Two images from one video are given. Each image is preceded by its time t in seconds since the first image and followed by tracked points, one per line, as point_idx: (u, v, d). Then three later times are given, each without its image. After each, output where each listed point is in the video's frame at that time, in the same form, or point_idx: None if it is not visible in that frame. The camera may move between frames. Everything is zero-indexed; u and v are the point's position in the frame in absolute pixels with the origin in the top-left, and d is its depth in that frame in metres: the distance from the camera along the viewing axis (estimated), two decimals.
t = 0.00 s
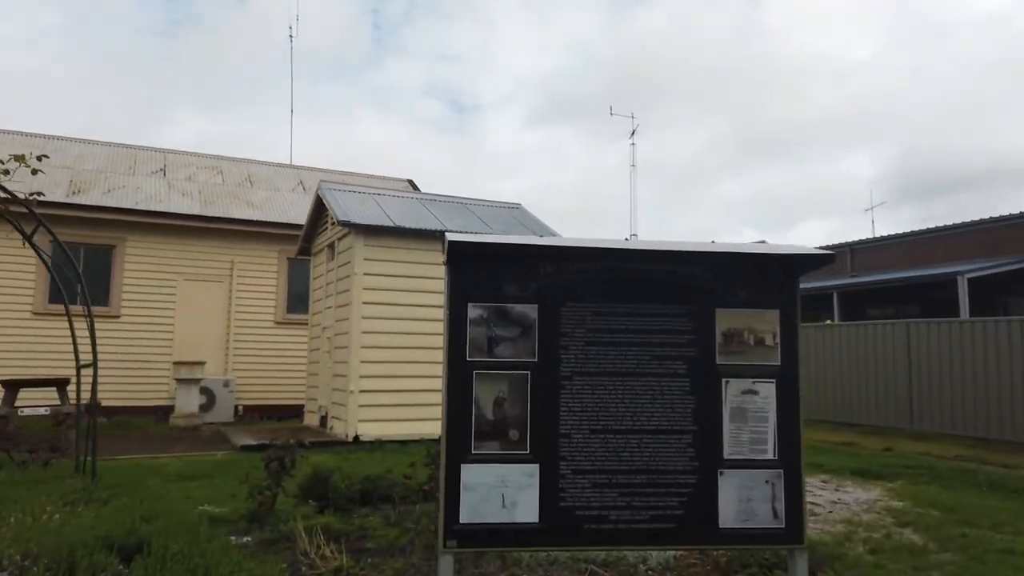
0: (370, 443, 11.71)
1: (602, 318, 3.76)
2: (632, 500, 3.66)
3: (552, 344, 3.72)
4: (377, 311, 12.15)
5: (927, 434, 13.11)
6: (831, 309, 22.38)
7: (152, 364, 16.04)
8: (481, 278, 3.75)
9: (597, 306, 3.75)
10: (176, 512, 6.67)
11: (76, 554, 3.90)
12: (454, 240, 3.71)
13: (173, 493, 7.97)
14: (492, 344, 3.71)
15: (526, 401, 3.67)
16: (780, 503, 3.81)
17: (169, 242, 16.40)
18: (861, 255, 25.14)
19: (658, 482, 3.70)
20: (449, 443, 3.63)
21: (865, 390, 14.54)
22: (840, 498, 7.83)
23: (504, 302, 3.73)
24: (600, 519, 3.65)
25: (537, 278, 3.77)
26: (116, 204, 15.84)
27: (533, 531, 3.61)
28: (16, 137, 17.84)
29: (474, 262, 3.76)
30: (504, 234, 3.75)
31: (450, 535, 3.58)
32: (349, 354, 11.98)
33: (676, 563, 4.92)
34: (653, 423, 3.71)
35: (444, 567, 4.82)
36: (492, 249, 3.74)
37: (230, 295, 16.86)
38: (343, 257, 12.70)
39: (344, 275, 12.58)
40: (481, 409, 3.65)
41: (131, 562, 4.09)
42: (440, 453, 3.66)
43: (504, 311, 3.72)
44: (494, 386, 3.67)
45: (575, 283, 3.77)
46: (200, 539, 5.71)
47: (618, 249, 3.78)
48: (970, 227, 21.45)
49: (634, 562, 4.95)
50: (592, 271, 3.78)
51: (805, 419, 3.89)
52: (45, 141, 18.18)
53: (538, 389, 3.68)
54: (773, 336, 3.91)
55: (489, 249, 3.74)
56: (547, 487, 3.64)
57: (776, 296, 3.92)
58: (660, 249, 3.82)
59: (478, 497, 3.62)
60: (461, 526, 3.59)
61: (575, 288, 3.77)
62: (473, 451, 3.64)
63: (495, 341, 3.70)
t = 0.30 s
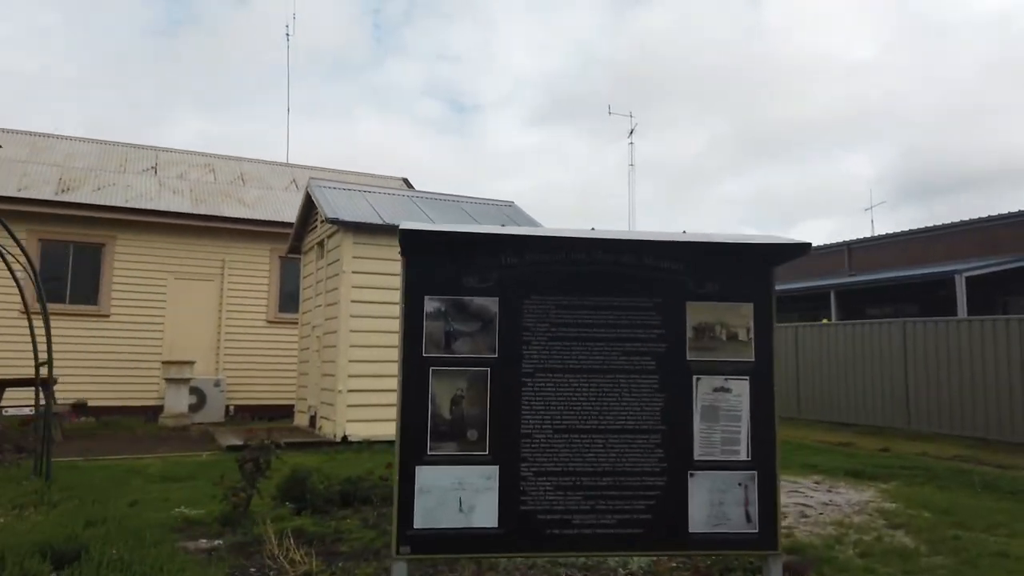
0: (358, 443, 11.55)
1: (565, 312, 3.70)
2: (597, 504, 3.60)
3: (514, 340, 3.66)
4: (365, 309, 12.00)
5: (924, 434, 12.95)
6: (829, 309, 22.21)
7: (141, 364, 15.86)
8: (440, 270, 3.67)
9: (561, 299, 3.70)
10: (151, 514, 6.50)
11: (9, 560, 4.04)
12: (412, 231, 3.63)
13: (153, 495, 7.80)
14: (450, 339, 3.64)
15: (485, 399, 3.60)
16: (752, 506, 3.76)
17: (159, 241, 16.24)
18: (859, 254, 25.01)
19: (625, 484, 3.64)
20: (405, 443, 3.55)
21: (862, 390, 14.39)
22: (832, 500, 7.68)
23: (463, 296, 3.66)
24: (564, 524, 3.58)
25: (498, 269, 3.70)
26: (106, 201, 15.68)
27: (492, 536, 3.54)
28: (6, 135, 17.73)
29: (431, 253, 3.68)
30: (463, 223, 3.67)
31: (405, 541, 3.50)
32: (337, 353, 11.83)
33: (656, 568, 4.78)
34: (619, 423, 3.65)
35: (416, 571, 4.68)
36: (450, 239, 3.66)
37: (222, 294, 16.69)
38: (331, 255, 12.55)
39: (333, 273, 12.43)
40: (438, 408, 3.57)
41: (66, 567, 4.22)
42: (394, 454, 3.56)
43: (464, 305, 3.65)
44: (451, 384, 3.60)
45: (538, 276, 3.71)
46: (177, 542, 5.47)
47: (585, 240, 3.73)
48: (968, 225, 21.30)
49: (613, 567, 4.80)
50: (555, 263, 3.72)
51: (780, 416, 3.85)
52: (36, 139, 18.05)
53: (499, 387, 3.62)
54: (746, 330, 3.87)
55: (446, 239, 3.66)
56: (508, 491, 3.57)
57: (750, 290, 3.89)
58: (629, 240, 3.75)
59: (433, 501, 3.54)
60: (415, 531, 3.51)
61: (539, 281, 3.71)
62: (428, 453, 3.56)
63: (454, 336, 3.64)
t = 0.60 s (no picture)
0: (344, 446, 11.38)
1: (517, 314, 3.65)
2: (551, 517, 3.57)
3: (464, 343, 3.61)
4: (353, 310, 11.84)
5: (920, 437, 12.79)
6: (826, 309, 22.03)
7: (128, 365, 15.69)
8: (386, 271, 3.62)
9: (513, 300, 3.65)
10: (120, 520, 6.32)
11: None
12: (357, 230, 3.57)
13: (129, 500, 7.61)
14: (395, 342, 3.59)
15: (432, 406, 3.56)
16: (716, 519, 3.75)
17: (148, 241, 16.05)
18: (856, 254, 24.86)
19: (582, 496, 3.61)
20: (346, 451, 3.52)
21: (857, 391, 14.23)
22: (822, 505, 7.53)
23: (413, 297, 3.61)
24: (515, 539, 3.55)
25: (447, 269, 3.64)
26: (94, 202, 15.51)
27: (441, 552, 3.51)
28: None
29: (375, 250, 3.63)
30: (412, 221, 3.62)
31: (344, 555, 3.46)
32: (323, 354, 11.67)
33: None
34: (577, 431, 3.62)
35: None
36: (396, 236, 3.60)
37: (211, 294, 16.51)
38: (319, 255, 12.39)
39: (320, 273, 12.27)
40: (381, 415, 3.53)
41: None
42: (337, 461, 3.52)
43: (412, 306, 3.60)
44: (396, 391, 3.56)
45: (490, 276, 3.66)
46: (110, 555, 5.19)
47: (542, 237, 3.68)
48: (965, 224, 21.14)
49: None
50: (508, 263, 3.68)
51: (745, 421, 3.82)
52: (24, 139, 17.89)
53: (447, 392, 3.57)
54: (711, 333, 3.83)
55: (391, 237, 3.61)
56: (457, 503, 3.52)
57: (714, 289, 3.86)
58: (586, 238, 3.71)
59: (375, 514, 3.50)
60: (356, 545, 3.48)
61: (491, 281, 3.66)
62: (372, 462, 3.53)
63: (400, 339, 3.59)
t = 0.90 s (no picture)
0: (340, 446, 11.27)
1: (492, 314, 3.56)
2: (530, 526, 3.49)
3: (437, 344, 3.51)
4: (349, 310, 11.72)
5: (923, 438, 12.64)
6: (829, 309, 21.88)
7: (124, 366, 15.54)
8: (356, 269, 3.51)
9: (489, 299, 3.56)
10: (106, 523, 6.20)
11: None
12: (323, 225, 3.45)
13: (119, 502, 7.50)
14: (366, 344, 3.48)
15: (404, 411, 3.46)
16: (703, 528, 3.64)
17: (145, 240, 15.93)
18: (859, 254, 24.71)
19: (563, 504, 3.53)
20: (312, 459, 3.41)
21: (859, 391, 14.08)
22: (821, 508, 7.40)
23: (383, 296, 3.50)
24: (491, 549, 3.46)
25: (419, 266, 3.54)
26: (91, 201, 15.41)
27: (411, 561, 3.41)
28: None
29: (344, 247, 3.51)
30: (385, 216, 3.50)
31: (311, 566, 3.37)
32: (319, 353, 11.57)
33: None
34: (556, 436, 3.53)
35: None
36: (367, 232, 3.49)
37: (209, 294, 16.38)
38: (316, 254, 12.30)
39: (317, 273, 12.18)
40: (348, 420, 3.42)
41: None
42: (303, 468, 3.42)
43: (383, 306, 3.50)
44: (367, 395, 3.45)
45: (465, 274, 3.56)
46: (85, 562, 5.04)
47: (519, 233, 3.56)
48: (969, 224, 20.98)
49: None
50: (484, 260, 3.58)
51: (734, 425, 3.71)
52: (22, 139, 17.80)
53: (419, 395, 3.47)
54: (697, 333, 3.72)
55: (360, 233, 3.49)
56: (431, 513, 3.44)
57: (699, 287, 3.73)
58: (565, 234, 3.60)
59: (342, 524, 3.39)
60: (323, 555, 3.38)
61: (467, 280, 3.56)
62: (339, 471, 3.42)
63: (369, 341, 3.48)
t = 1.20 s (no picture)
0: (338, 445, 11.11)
1: (480, 306, 3.40)
2: (519, 532, 3.33)
3: (421, 338, 3.35)
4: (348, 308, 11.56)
5: (931, 439, 12.43)
6: (835, 308, 21.67)
7: (123, 365, 15.41)
8: (335, 258, 3.35)
9: (476, 290, 3.40)
10: (95, 525, 6.06)
11: None
12: (299, 211, 3.29)
13: (112, 502, 7.36)
14: (343, 337, 3.31)
15: (384, 408, 3.29)
16: (705, 535, 3.47)
17: (145, 238, 15.79)
18: (865, 254, 24.50)
19: (555, 508, 3.36)
20: (287, 459, 3.25)
21: (866, 391, 13.88)
22: (829, 511, 7.21)
23: (363, 287, 3.34)
24: (478, 556, 3.30)
25: (402, 255, 3.38)
26: (90, 199, 15.28)
27: (393, 568, 3.24)
28: None
29: (321, 234, 3.35)
30: (365, 201, 3.34)
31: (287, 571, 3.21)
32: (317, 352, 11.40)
33: None
34: (548, 436, 3.37)
35: None
36: (346, 217, 3.33)
37: (209, 292, 16.24)
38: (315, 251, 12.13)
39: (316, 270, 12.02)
40: (326, 418, 3.26)
41: None
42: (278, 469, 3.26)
43: (363, 297, 3.34)
44: (345, 391, 3.28)
45: (450, 264, 3.40)
46: (67, 565, 4.88)
47: (508, 217, 3.39)
48: (978, 222, 20.74)
49: None
50: (471, 248, 3.42)
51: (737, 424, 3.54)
52: (23, 136, 17.71)
53: (401, 392, 3.31)
54: (698, 326, 3.55)
55: (339, 218, 3.33)
56: (414, 517, 3.27)
57: (700, 278, 3.56)
58: (556, 221, 3.44)
59: (319, 528, 3.23)
60: (299, 560, 3.22)
61: (452, 270, 3.40)
62: (315, 472, 3.25)
63: (349, 334, 3.32)
